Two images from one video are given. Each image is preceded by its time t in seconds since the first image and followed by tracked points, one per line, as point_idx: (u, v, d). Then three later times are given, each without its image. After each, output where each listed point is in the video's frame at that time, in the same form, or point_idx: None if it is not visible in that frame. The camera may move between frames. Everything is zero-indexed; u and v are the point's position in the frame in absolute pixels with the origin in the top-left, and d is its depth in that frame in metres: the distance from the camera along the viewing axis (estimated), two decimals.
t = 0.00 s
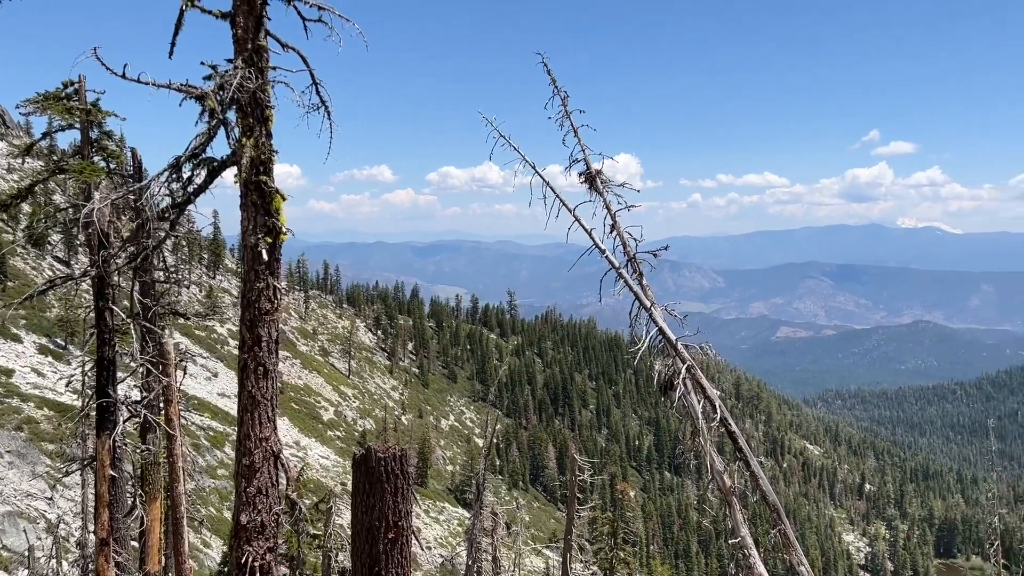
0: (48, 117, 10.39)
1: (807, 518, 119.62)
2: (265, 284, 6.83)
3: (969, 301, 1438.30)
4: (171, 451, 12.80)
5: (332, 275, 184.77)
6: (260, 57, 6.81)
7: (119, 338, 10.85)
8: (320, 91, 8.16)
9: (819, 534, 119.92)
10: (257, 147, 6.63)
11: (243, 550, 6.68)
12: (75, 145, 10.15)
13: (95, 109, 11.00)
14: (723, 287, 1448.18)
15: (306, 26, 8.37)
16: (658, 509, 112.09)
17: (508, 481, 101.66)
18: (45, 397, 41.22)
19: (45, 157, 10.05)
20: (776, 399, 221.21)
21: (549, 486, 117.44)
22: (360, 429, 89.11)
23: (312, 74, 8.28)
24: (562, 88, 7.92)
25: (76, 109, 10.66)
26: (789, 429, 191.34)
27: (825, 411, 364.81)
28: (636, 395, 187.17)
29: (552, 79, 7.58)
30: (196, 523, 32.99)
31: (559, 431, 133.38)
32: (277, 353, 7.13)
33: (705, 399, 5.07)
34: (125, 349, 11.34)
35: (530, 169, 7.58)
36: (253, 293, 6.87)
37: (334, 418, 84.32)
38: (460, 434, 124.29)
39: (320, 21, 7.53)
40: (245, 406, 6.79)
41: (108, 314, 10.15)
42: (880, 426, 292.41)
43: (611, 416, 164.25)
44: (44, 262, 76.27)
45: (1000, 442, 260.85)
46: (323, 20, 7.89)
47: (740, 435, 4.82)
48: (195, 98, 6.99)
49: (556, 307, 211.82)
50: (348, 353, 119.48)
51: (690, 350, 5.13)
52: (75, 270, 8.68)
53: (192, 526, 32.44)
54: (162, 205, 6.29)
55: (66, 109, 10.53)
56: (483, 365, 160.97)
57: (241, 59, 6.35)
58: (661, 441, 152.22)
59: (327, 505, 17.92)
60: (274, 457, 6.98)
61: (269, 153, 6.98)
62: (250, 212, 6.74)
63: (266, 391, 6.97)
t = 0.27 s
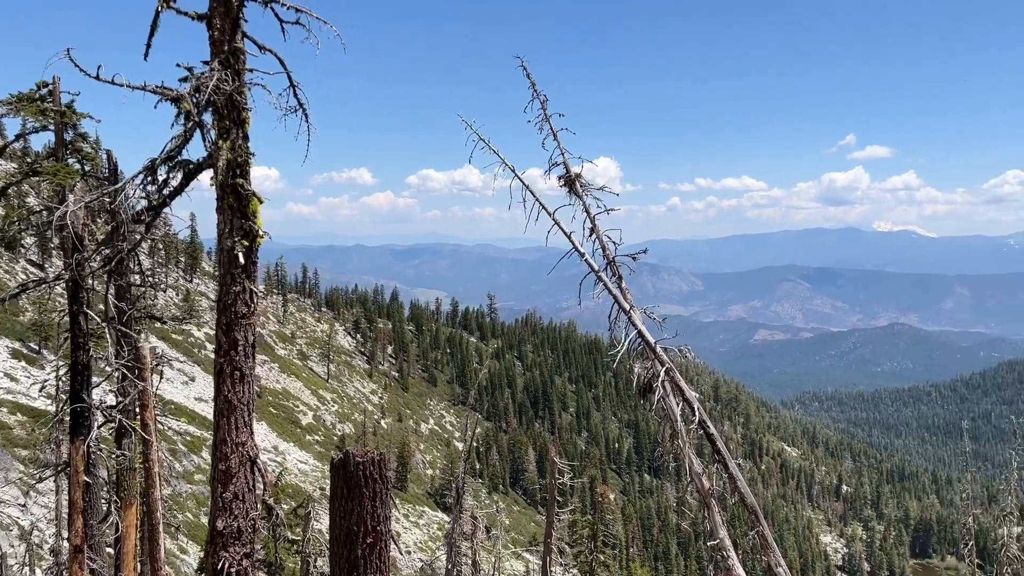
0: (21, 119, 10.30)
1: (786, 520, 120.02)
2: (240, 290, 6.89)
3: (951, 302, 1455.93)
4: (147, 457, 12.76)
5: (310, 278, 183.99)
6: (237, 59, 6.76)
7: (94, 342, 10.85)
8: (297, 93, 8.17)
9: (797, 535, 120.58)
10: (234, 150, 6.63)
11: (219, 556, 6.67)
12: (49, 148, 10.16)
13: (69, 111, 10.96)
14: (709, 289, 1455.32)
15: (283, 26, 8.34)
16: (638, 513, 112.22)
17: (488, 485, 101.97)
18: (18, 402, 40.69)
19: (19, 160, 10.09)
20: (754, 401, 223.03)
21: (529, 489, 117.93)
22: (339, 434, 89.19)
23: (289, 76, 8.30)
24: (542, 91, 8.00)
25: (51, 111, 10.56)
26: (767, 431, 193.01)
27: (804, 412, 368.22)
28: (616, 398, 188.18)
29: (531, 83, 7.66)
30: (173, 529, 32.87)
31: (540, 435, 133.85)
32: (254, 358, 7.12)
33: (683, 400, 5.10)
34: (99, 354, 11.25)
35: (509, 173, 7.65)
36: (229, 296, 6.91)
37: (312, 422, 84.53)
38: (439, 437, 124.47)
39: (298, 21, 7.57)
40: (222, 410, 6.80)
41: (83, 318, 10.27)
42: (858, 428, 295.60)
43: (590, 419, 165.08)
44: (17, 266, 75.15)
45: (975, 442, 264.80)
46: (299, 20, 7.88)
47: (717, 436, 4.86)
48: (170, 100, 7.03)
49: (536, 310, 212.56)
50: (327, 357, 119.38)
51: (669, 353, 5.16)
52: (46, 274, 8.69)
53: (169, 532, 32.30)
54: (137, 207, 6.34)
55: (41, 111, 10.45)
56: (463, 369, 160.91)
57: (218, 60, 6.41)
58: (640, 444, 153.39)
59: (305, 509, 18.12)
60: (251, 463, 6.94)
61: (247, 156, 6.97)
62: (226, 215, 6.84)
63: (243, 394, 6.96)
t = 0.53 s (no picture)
0: None
1: (764, 521, 120.47)
2: (215, 292, 6.99)
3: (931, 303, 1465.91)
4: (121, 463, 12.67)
5: (289, 281, 182.78)
6: (212, 60, 6.94)
7: (68, 344, 10.79)
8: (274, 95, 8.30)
9: (775, 536, 121.41)
10: (207, 152, 6.77)
11: (194, 561, 6.78)
12: (22, 149, 10.13)
13: (42, 111, 10.91)
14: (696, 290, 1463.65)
15: (259, 26, 8.37)
16: (618, 515, 112.58)
17: (468, 488, 102.09)
18: None
19: None
20: (732, 403, 224.76)
21: (509, 492, 118.28)
22: (318, 437, 88.94)
23: (266, 78, 8.43)
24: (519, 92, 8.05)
25: (25, 111, 10.54)
26: (745, 433, 194.57)
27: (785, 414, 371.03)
28: (596, 401, 189.07)
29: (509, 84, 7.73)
30: (149, 535, 32.66)
31: (520, 437, 134.20)
32: (229, 362, 7.24)
33: (663, 402, 5.10)
34: (74, 356, 11.21)
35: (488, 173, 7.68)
36: (204, 299, 7.01)
37: (291, 426, 84.47)
38: (419, 440, 124.43)
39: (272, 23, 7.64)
40: (197, 414, 6.94)
41: (56, 322, 10.28)
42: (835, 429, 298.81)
43: (570, 421, 165.78)
44: None
45: (949, 442, 269.07)
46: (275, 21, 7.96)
47: (695, 438, 4.87)
48: (145, 102, 7.12)
49: (516, 313, 213.22)
50: (306, 360, 119.07)
51: (648, 356, 5.17)
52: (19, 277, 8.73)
53: (144, 538, 32.06)
54: (111, 209, 6.39)
55: (14, 112, 10.42)
56: (443, 372, 160.58)
57: (192, 62, 6.52)
58: (619, 446, 154.21)
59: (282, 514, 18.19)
60: (226, 466, 7.10)
61: (223, 159, 7.12)
62: (200, 218, 6.96)
63: (219, 399, 7.08)
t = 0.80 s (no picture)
0: None
1: (742, 522, 121.29)
2: (189, 296, 7.02)
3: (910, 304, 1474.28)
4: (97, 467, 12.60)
5: (267, 283, 181.67)
6: (187, 61, 7.00)
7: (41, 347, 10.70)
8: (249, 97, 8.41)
9: (753, 536, 122.22)
10: (183, 155, 6.89)
11: (169, 567, 6.83)
12: None
13: (15, 112, 10.82)
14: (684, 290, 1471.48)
15: (235, 28, 8.42)
16: (598, 516, 112.92)
17: (447, 491, 102.12)
18: None
19: None
20: (711, 404, 226.30)
21: (489, 495, 118.55)
22: (296, 442, 88.90)
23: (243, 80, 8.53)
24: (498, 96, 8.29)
25: None
26: (724, 434, 196.01)
27: (767, 415, 373.61)
28: (575, 403, 189.68)
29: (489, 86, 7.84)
30: (124, 541, 32.37)
31: (499, 440, 134.62)
32: (204, 365, 7.32)
33: (640, 404, 5.14)
34: (47, 360, 11.13)
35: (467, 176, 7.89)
36: (179, 303, 7.03)
37: (268, 430, 84.39)
38: (398, 444, 124.28)
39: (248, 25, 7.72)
40: (171, 420, 7.00)
41: (29, 326, 10.15)
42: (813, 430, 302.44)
43: (550, 423, 166.24)
44: None
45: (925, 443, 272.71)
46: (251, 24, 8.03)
47: (675, 440, 4.93)
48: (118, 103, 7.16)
49: (496, 315, 213.59)
50: (284, 364, 118.74)
51: (627, 356, 5.19)
52: None
53: (120, 544, 31.79)
54: (81, 212, 6.39)
55: None
56: (422, 375, 160.03)
57: (165, 65, 6.59)
58: (599, 448, 154.95)
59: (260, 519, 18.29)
60: (201, 472, 7.16)
61: (199, 161, 7.22)
62: (175, 220, 7.05)
63: (194, 404, 7.14)
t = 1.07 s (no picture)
0: None
1: (721, 522, 122.22)
2: (164, 298, 7.00)
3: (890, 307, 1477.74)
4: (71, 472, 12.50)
5: (244, 286, 180.25)
6: (162, 62, 6.99)
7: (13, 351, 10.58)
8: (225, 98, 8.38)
9: (731, 536, 122.89)
10: (158, 156, 6.88)
11: (143, 572, 6.83)
12: None
13: None
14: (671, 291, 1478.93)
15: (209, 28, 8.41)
16: (578, 518, 113.14)
17: (426, 493, 102.16)
18: None
19: None
20: (690, 406, 227.71)
21: (468, 497, 119.02)
22: (274, 445, 88.82)
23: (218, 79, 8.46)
24: (478, 98, 8.37)
25: None
26: (702, 435, 197.36)
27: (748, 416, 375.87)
28: (555, 405, 190.20)
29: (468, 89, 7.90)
30: (98, 546, 32.04)
31: (479, 442, 134.98)
32: (180, 368, 7.33)
33: (619, 404, 5.18)
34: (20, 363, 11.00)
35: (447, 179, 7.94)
36: (153, 306, 7.03)
37: (246, 433, 84.18)
38: (377, 447, 124.14)
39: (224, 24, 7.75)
40: (146, 423, 6.97)
41: None
42: (791, 431, 304.99)
43: (530, 425, 166.56)
44: None
45: (901, 444, 276.14)
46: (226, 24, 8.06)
47: (653, 441, 4.96)
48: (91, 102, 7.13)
49: (475, 318, 213.81)
50: (261, 366, 118.46)
51: (606, 358, 5.21)
52: None
53: (94, 549, 31.46)
54: (54, 213, 6.37)
55: None
56: (401, 378, 159.78)
57: (140, 65, 6.57)
58: (578, 449, 155.68)
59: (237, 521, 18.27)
60: (177, 476, 7.16)
61: (173, 163, 7.22)
62: (149, 222, 7.06)
63: (169, 407, 7.12)
